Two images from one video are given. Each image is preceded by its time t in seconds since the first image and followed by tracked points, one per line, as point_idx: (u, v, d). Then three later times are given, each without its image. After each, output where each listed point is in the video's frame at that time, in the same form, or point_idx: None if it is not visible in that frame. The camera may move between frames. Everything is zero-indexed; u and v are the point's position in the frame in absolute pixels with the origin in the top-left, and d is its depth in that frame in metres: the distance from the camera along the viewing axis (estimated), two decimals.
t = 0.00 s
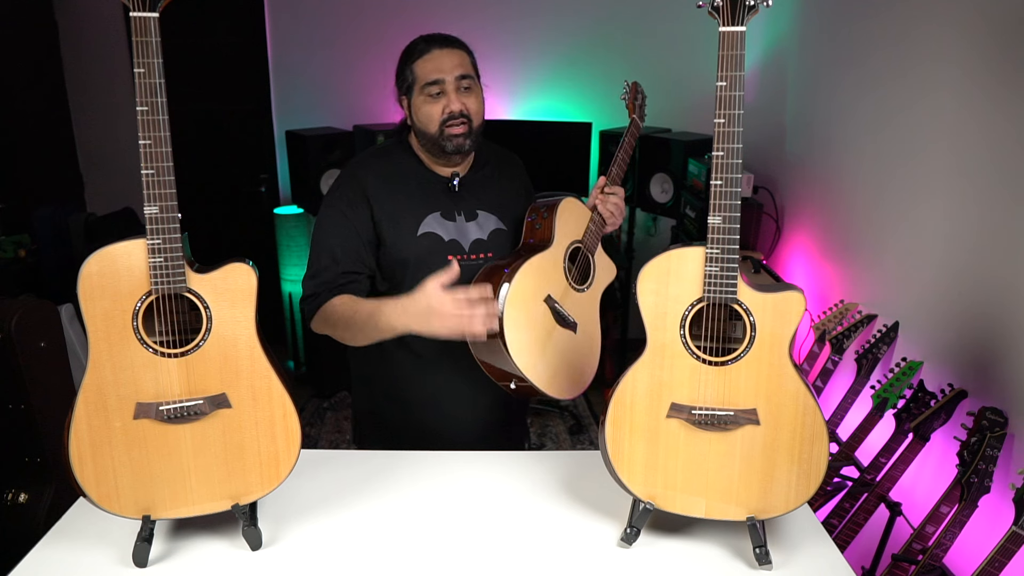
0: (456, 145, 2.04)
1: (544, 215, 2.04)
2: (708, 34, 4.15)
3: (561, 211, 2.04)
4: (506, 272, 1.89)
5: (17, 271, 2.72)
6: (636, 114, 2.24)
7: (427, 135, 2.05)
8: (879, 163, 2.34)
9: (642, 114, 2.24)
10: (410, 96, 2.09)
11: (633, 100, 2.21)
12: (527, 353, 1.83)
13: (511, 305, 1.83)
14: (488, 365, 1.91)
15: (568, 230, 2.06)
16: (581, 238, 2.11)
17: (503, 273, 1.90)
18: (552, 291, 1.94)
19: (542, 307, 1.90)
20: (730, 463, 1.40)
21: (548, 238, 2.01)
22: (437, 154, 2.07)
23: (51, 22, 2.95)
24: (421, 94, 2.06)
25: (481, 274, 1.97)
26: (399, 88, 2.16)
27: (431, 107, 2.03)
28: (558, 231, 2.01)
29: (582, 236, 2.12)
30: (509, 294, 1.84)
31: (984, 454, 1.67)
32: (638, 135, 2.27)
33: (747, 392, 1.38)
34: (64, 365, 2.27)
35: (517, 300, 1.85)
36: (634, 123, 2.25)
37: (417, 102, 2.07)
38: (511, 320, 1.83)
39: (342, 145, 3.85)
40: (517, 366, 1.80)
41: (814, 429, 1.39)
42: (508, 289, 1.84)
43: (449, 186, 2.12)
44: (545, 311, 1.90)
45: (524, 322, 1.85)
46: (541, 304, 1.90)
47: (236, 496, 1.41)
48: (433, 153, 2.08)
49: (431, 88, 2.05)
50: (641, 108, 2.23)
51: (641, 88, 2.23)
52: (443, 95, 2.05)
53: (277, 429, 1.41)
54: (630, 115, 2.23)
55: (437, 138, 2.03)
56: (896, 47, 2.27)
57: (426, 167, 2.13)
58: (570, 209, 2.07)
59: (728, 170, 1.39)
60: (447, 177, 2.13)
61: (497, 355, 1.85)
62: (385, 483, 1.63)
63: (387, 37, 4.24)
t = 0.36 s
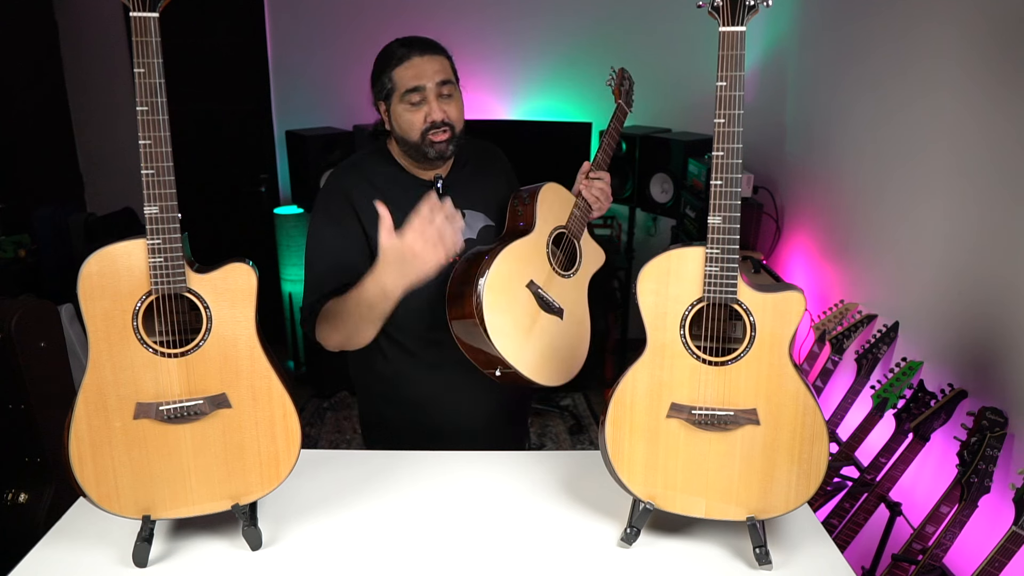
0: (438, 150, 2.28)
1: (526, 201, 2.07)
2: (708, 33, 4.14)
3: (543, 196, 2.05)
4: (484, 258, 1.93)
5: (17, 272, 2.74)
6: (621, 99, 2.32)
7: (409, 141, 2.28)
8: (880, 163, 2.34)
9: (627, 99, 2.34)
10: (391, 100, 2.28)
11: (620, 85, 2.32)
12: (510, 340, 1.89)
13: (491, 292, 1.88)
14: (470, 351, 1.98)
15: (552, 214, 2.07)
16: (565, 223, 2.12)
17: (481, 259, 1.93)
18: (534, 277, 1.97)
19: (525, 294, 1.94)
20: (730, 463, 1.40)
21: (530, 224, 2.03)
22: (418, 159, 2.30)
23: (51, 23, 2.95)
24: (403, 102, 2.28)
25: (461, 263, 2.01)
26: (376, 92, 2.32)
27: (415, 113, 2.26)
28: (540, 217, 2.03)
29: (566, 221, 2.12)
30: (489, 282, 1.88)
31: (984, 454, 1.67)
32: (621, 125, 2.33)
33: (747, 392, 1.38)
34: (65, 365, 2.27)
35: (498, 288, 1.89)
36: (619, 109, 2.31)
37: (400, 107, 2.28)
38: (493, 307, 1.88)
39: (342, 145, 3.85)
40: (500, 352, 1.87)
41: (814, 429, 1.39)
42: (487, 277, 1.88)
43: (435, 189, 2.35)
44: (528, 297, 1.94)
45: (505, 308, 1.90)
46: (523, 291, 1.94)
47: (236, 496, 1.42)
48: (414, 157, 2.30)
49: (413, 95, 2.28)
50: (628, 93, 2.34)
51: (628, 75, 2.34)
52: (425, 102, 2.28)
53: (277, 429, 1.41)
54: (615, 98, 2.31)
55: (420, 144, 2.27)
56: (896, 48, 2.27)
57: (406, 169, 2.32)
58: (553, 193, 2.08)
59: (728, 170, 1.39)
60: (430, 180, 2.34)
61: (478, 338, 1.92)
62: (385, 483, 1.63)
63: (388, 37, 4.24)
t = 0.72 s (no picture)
0: (424, 153, 2.01)
1: (524, 206, 2.06)
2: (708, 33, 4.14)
3: (541, 202, 2.05)
4: (485, 265, 1.90)
5: (17, 271, 2.73)
6: (616, 101, 2.29)
7: (394, 147, 2.02)
8: (880, 163, 2.34)
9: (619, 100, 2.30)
10: (371, 107, 2.04)
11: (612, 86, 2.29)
12: (512, 347, 1.86)
13: (493, 299, 1.85)
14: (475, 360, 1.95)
15: (550, 219, 2.08)
16: (563, 228, 2.12)
17: (482, 267, 1.91)
18: (533, 283, 1.97)
19: (524, 300, 1.93)
20: (730, 463, 1.40)
21: (528, 230, 2.03)
22: (406, 164, 2.05)
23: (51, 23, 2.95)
24: (383, 104, 2.01)
25: (462, 271, 1.96)
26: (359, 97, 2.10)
27: (393, 119, 1.99)
28: (538, 222, 2.03)
29: (564, 226, 2.13)
30: (491, 288, 1.85)
31: (984, 454, 1.67)
32: (615, 127, 2.31)
33: (747, 392, 1.38)
34: (64, 366, 2.27)
35: (499, 294, 1.87)
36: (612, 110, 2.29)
37: (378, 114, 2.02)
38: (495, 314, 1.85)
39: (342, 145, 3.85)
40: (503, 361, 1.84)
41: (814, 429, 1.39)
42: (490, 283, 1.85)
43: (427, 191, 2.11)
44: (527, 302, 1.94)
45: (506, 315, 1.88)
46: (523, 297, 1.93)
47: (236, 496, 1.41)
48: (403, 162, 2.06)
49: (390, 98, 2.00)
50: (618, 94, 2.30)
51: (619, 75, 2.31)
52: (404, 105, 2.00)
53: (277, 429, 1.41)
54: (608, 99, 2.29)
55: (405, 149, 2.00)
56: (896, 48, 2.27)
57: (398, 174, 2.11)
58: (550, 198, 2.08)
59: (728, 170, 1.39)
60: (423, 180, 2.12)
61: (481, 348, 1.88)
62: (385, 483, 1.63)
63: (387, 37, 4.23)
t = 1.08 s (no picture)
0: (428, 148, 2.01)
1: (524, 208, 2.06)
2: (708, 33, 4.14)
3: (541, 203, 2.05)
4: (485, 265, 1.90)
5: (17, 271, 2.74)
6: (614, 105, 2.29)
7: (398, 142, 2.02)
8: (880, 163, 2.34)
9: (619, 106, 2.30)
10: (376, 101, 2.03)
11: (611, 92, 2.28)
12: (511, 346, 1.86)
13: (493, 299, 1.85)
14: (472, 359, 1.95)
15: (550, 221, 2.08)
16: (562, 229, 2.12)
17: (481, 267, 1.91)
18: (533, 283, 1.97)
19: (524, 300, 1.93)
20: (730, 463, 1.40)
21: (528, 230, 2.03)
22: (409, 159, 2.04)
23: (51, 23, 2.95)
24: (388, 99, 2.00)
25: (461, 270, 1.96)
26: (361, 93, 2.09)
27: (399, 112, 1.98)
28: (538, 223, 2.03)
29: (563, 228, 2.13)
30: (491, 288, 1.85)
31: (983, 454, 1.67)
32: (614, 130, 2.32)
33: (747, 392, 1.38)
34: (64, 366, 2.27)
35: (499, 294, 1.87)
36: (612, 115, 2.29)
37: (384, 108, 2.01)
38: (495, 313, 1.85)
39: (342, 145, 3.85)
40: (503, 360, 1.84)
41: (814, 429, 1.39)
42: (490, 283, 1.85)
43: (425, 189, 2.11)
44: (527, 303, 1.94)
45: (506, 315, 1.87)
46: (522, 297, 1.93)
47: (236, 496, 1.41)
48: (405, 158, 2.05)
49: (397, 93, 1.99)
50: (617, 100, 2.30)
51: (619, 81, 2.30)
52: (411, 100, 2.00)
53: (277, 429, 1.41)
54: (607, 104, 2.28)
55: (410, 143, 2.00)
56: (896, 48, 2.27)
57: (399, 171, 2.10)
58: (550, 200, 2.08)
59: (728, 170, 1.39)
60: (422, 178, 2.12)
61: (480, 349, 1.88)
62: (385, 483, 1.63)
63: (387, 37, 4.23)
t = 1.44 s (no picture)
0: (434, 148, 2.01)
1: (520, 204, 2.06)
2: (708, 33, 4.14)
3: (538, 199, 2.06)
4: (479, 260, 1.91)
5: (17, 271, 2.74)
6: (614, 107, 2.30)
7: (405, 139, 2.02)
8: (880, 162, 2.33)
9: (620, 108, 2.31)
10: (389, 96, 2.03)
11: (612, 94, 2.29)
12: (504, 340, 1.87)
13: (486, 292, 1.86)
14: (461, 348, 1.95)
15: (546, 217, 2.08)
16: (559, 226, 2.13)
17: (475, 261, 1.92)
18: (528, 278, 1.97)
19: (518, 295, 1.94)
20: (730, 463, 1.40)
21: (525, 225, 2.04)
22: (415, 158, 2.04)
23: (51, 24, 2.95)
24: (401, 95, 2.00)
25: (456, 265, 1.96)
26: (374, 87, 2.09)
27: (411, 110, 1.98)
28: (535, 219, 2.03)
29: (560, 225, 2.13)
30: (484, 280, 1.87)
31: (984, 454, 1.67)
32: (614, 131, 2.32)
33: (747, 392, 1.38)
34: (64, 366, 2.27)
35: (492, 287, 1.88)
36: (612, 117, 2.29)
37: (396, 103, 2.01)
38: (489, 306, 1.86)
39: (342, 145, 3.85)
40: (494, 353, 1.84)
41: (814, 429, 1.39)
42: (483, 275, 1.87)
43: (426, 188, 2.10)
44: (521, 297, 1.94)
45: (499, 308, 1.88)
46: (516, 292, 1.93)
47: (236, 496, 1.41)
48: (410, 156, 2.05)
49: (410, 90, 2.00)
50: (619, 103, 2.31)
51: (620, 84, 2.31)
52: (423, 98, 2.00)
53: (277, 429, 1.41)
54: (607, 106, 2.29)
55: (416, 142, 2.00)
56: (897, 48, 2.27)
57: (401, 169, 2.10)
58: (547, 196, 2.09)
59: (728, 170, 1.39)
60: (423, 178, 2.11)
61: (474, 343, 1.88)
62: (385, 483, 1.63)
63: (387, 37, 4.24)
